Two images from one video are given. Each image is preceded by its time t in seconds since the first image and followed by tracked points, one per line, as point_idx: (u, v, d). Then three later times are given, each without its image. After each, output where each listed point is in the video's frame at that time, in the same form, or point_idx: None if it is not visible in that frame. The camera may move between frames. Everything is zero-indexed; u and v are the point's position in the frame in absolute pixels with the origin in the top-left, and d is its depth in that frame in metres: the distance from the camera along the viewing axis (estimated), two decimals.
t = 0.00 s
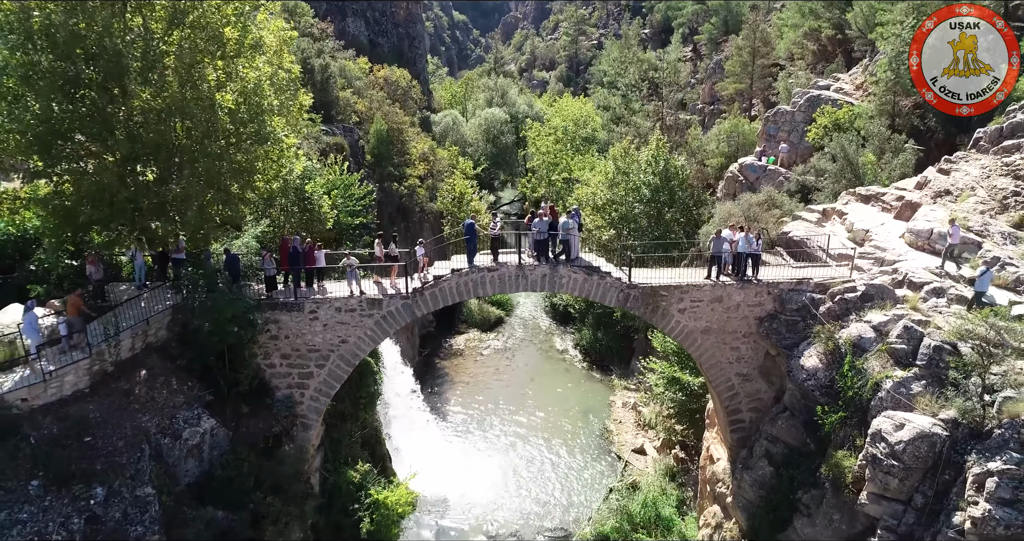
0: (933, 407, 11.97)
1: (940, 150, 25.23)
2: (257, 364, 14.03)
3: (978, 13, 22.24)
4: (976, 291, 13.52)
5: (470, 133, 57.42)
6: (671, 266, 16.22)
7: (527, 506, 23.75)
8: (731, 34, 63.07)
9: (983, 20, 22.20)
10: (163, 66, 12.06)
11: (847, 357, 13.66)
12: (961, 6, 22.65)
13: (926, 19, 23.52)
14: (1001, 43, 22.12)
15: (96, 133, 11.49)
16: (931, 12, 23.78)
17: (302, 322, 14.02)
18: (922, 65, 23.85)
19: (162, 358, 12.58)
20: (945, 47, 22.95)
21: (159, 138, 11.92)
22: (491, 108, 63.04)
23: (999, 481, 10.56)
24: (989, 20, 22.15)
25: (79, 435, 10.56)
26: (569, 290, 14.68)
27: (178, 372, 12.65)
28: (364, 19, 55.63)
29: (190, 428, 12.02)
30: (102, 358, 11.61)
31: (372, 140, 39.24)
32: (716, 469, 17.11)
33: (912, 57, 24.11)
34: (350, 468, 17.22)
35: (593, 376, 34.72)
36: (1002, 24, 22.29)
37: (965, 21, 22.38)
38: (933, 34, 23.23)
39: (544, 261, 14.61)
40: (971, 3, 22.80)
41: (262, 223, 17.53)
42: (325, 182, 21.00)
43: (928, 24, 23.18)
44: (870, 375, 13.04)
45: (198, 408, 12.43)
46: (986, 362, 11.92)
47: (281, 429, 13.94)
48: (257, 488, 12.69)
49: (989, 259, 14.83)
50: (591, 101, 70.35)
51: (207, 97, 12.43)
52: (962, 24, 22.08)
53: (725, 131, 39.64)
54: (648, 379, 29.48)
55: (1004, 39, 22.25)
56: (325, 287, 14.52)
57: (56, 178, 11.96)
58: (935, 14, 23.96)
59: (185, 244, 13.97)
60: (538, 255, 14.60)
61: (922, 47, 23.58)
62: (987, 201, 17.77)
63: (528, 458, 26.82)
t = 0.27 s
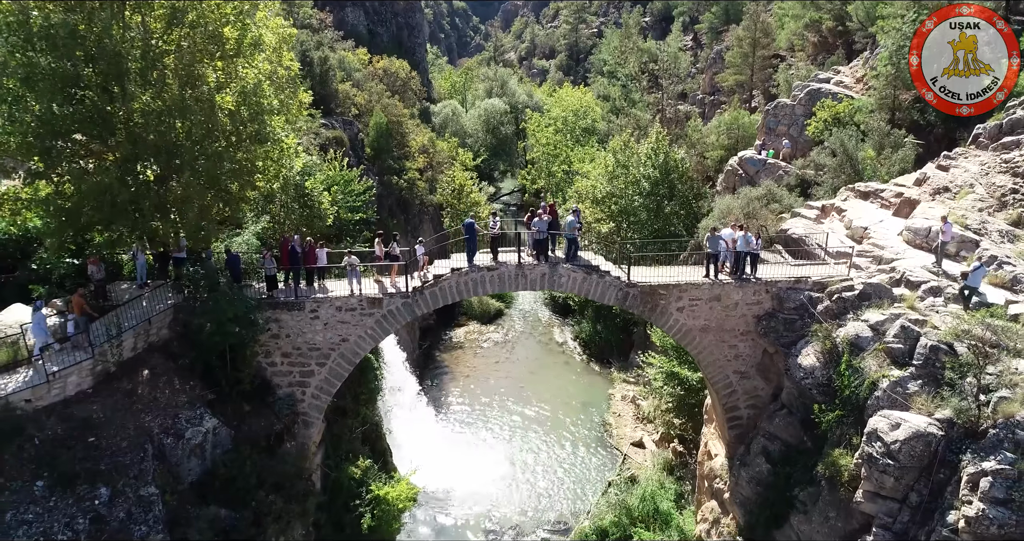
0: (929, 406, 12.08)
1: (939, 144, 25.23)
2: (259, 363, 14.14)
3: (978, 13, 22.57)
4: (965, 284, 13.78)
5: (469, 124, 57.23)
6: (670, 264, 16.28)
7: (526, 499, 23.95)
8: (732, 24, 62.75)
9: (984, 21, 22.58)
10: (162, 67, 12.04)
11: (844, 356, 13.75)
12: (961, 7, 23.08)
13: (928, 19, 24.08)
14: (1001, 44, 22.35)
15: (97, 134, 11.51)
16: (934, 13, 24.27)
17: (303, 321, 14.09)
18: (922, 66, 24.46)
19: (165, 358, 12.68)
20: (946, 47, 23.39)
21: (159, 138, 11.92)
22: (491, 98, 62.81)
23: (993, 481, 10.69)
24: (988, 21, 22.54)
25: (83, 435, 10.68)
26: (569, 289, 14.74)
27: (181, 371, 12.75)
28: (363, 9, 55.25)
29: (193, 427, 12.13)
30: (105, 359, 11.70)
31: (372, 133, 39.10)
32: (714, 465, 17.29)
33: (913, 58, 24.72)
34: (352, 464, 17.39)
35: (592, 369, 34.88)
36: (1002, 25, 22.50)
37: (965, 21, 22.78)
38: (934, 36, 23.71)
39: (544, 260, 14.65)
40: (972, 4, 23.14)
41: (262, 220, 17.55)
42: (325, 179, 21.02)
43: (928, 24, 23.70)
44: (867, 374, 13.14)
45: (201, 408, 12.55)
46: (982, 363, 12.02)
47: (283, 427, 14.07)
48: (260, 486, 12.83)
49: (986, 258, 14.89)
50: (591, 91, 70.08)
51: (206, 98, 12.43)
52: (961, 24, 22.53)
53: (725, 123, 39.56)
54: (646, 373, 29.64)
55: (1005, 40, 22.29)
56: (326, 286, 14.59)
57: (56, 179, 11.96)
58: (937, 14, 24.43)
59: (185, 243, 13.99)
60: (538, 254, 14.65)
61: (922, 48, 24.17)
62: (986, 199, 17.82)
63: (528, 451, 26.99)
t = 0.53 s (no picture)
0: (925, 408, 12.19)
1: (939, 141, 25.23)
2: (260, 363, 14.24)
3: (978, 12, 22.38)
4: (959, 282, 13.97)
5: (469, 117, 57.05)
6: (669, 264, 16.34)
7: (526, 494, 24.14)
8: (733, 16, 62.46)
9: (984, 20, 22.40)
10: (163, 70, 12.05)
11: (842, 357, 13.85)
12: (961, 7, 22.92)
13: (928, 18, 24.00)
14: (1002, 43, 22.07)
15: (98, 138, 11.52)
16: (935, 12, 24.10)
17: (304, 322, 14.16)
18: (923, 66, 24.51)
19: (167, 359, 12.77)
20: (946, 47, 23.28)
21: (160, 142, 11.95)
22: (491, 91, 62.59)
23: (987, 483, 10.82)
24: (989, 20, 22.37)
25: (87, 438, 10.79)
26: (568, 290, 14.81)
27: (183, 373, 12.85)
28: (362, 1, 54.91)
29: (196, 429, 12.24)
30: (107, 361, 11.79)
31: (371, 127, 38.97)
32: (712, 463, 17.45)
33: (913, 57, 24.76)
34: (353, 462, 17.56)
35: (591, 363, 35.03)
36: (1003, 24, 22.28)
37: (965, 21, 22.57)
38: (934, 35, 23.57)
39: (543, 261, 14.70)
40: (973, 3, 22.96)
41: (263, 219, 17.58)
42: (324, 176, 21.03)
43: (928, 24, 23.62)
44: (863, 376, 13.24)
45: (203, 409, 12.67)
46: (978, 365, 12.12)
47: (284, 427, 14.18)
48: (262, 486, 12.96)
49: (983, 259, 14.95)
50: (591, 83, 69.84)
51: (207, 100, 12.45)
52: (961, 25, 22.34)
53: (725, 117, 39.48)
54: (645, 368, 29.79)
55: (1006, 40, 21.96)
56: (326, 287, 14.65)
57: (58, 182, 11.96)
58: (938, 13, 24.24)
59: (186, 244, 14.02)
60: (537, 255, 14.71)
61: (921, 49, 24.17)
62: (984, 199, 17.85)
63: (528, 446, 27.17)
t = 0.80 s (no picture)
0: (920, 411, 12.33)
1: (938, 139, 25.23)
2: (262, 365, 14.35)
3: (978, 13, 22.60)
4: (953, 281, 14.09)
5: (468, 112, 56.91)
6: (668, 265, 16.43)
7: (526, 491, 24.32)
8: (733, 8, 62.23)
9: (984, 20, 22.55)
10: (163, 75, 12.05)
11: (839, 360, 13.96)
12: (961, 7, 23.19)
13: (928, 19, 24.32)
14: (1002, 43, 22.13)
15: (99, 143, 11.53)
16: (935, 13, 24.46)
17: (305, 324, 14.26)
18: (923, 66, 24.68)
19: (169, 362, 12.87)
20: (946, 47, 23.48)
21: (161, 147, 11.96)
22: (490, 85, 62.41)
23: (981, 486, 10.97)
24: (990, 20, 22.51)
25: (91, 442, 10.90)
26: (567, 292, 14.90)
27: (185, 376, 12.96)
28: None
29: (198, 432, 12.36)
30: (110, 365, 11.89)
31: (370, 123, 38.86)
32: (710, 462, 17.60)
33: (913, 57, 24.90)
34: (354, 461, 17.71)
35: (590, 359, 35.17)
36: (1003, 24, 22.27)
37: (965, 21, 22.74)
38: (934, 36, 23.87)
39: (543, 263, 14.78)
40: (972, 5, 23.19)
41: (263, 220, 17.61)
42: (324, 176, 21.08)
43: (928, 25, 23.90)
44: (860, 378, 13.36)
45: (205, 412, 12.78)
46: (973, 369, 12.22)
47: (286, 428, 14.30)
48: (265, 488, 13.09)
49: (980, 261, 15.02)
50: (591, 76, 69.65)
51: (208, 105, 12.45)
52: (961, 25, 22.56)
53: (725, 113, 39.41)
54: (644, 365, 29.92)
55: (1006, 40, 21.95)
56: (327, 289, 14.73)
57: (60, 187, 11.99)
58: (938, 15, 24.61)
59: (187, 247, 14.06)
60: (537, 258, 14.79)
61: (922, 48, 24.41)
62: (981, 200, 17.87)
63: (527, 443, 27.34)
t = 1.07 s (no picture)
0: (916, 415, 12.46)
1: (937, 137, 25.22)
2: (263, 368, 14.47)
3: (978, 13, 22.55)
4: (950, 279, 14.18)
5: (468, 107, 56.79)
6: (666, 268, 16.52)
7: (526, 489, 24.52)
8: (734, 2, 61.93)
9: (984, 21, 22.53)
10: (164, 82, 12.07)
11: (835, 363, 14.08)
12: (961, 7, 23.15)
13: (927, 19, 24.18)
14: (1001, 43, 22.13)
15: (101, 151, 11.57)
16: (934, 13, 24.41)
17: (306, 327, 14.36)
18: (923, 66, 24.65)
19: (172, 366, 12.98)
20: (946, 48, 23.39)
21: (162, 155, 12.01)
22: (490, 79, 62.21)
23: (975, 490, 11.11)
24: (989, 21, 22.48)
25: (95, 447, 11.02)
26: (567, 296, 15.00)
27: (188, 380, 13.08)
28: None
29: (201, 436, 12.48)
30: (113, 370, 11.98)
31: (370, 121, 39.00)
32: (708, 462, 17.76)
33: (912, 57, 24.87)
34: (355, 461, 17.87)
35: (590, 355, 35.32)
36: (1003, 25, 22.21)
37: (965, 21, 22.71)
38: (934, 35, 23.85)
39: (542, 267, 14.87)
40: (972, 5, 23.16)
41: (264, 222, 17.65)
42: (324, 177, 21.13)
43: (928, 25, 23.82)
44: (856, 382, 13.48)
45: (208, 417, 12.90)
46: (969, 374, 12.35)
47: (287, 431, 14.42)
48: (267, 491, 13.24)
49: (977, 265, 15.08)
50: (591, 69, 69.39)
51: (209, 113, 12.50)
52: (961, 25, 22.47)
53: (724, 108, 39.34)
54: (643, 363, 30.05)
55: (1005, 41, 21.96)
56: (328, 293, 14.82)
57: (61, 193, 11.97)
58: (938, 15, 24.52)
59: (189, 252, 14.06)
60: (536, 262, 14.88)
61: (921, 48, 24.32)
62: (979, 202, 17.84)
63: (527, 440, 27.50)
